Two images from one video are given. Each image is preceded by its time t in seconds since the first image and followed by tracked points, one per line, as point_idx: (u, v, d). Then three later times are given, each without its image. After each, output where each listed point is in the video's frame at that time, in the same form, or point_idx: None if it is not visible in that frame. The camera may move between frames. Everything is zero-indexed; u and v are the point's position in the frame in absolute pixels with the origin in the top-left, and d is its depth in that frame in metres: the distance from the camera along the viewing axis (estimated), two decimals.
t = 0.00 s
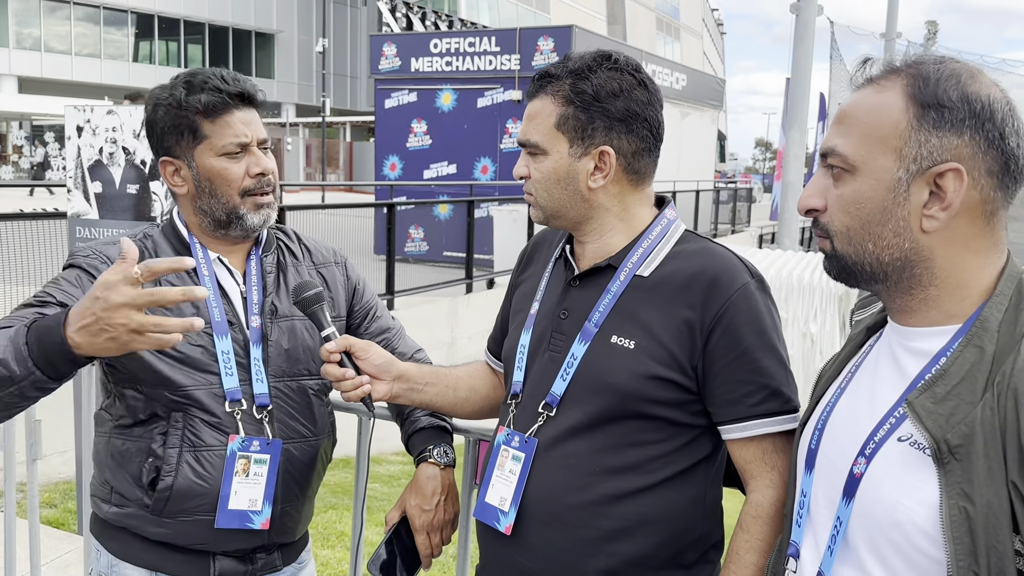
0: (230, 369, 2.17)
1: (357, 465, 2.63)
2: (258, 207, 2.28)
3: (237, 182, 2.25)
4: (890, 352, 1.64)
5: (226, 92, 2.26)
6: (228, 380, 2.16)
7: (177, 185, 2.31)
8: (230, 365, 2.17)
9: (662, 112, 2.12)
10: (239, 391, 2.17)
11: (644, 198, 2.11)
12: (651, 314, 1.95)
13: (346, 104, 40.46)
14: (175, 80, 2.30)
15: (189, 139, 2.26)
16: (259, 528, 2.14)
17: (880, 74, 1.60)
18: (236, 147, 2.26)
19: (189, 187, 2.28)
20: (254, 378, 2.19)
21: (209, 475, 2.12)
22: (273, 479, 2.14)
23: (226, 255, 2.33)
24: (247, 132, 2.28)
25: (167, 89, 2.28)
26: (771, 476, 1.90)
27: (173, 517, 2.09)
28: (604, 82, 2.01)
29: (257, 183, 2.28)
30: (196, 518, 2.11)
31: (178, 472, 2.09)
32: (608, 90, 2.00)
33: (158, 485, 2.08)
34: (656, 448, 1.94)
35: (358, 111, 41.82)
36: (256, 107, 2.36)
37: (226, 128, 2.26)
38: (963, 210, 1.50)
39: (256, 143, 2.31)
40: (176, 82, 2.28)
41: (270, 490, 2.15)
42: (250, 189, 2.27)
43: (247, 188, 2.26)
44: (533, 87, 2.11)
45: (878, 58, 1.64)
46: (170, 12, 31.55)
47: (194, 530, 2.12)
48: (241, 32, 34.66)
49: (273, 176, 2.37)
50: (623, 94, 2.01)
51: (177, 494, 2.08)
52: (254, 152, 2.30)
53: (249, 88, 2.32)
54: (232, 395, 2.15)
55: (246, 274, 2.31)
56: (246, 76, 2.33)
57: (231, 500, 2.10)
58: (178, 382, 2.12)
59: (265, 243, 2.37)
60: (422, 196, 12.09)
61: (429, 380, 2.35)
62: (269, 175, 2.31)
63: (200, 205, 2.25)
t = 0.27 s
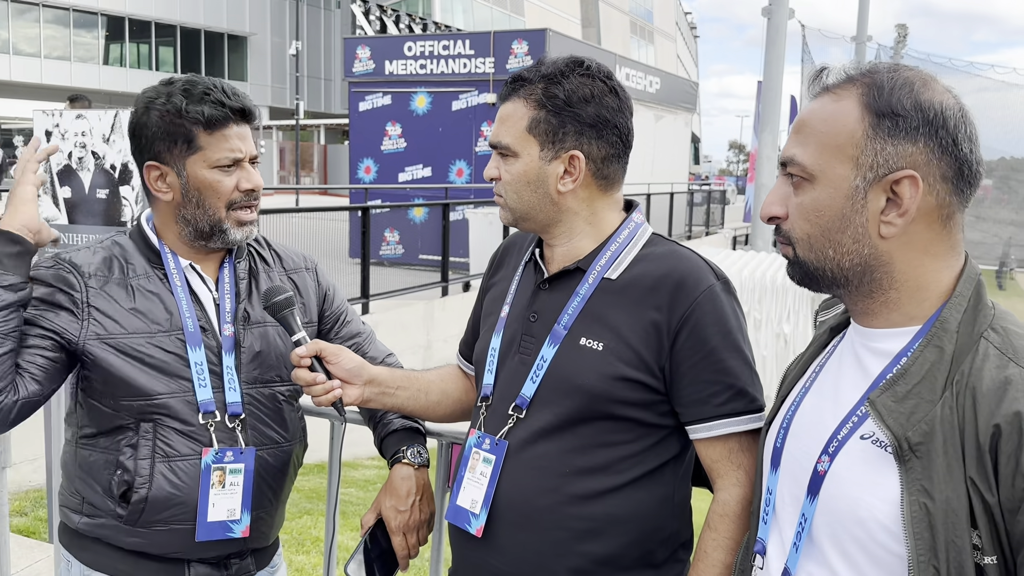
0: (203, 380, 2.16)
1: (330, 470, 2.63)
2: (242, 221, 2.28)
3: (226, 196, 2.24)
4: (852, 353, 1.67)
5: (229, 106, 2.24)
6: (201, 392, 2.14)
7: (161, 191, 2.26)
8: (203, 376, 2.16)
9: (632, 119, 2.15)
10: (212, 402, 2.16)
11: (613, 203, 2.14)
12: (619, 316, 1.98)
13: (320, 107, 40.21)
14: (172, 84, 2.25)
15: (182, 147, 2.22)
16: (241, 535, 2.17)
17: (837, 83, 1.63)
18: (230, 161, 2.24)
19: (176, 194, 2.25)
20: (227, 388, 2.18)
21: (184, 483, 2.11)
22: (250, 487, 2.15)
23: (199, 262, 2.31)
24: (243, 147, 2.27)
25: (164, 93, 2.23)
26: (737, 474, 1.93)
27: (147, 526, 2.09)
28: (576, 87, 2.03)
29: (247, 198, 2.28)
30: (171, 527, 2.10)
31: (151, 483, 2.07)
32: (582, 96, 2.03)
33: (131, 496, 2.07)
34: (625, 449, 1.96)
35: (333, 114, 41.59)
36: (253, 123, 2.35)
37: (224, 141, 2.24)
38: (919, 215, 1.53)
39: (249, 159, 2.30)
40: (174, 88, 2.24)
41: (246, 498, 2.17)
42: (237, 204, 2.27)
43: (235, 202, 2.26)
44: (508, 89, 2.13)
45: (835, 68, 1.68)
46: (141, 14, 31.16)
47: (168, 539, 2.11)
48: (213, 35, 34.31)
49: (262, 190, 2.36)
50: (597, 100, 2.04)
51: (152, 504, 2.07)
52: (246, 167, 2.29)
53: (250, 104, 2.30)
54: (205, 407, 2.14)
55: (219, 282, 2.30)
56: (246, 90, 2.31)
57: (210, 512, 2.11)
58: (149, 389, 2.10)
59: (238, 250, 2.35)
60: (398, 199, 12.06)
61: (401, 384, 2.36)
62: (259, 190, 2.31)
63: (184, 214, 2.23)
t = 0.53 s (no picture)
0: (188, 385, 2.17)
1: (314, 472, 2.64)
2: (219, 232, 2.26)
3: (204, 205, 2.23)
4: (829, 350, 1.71)
5: (219, 118, 2.23)
6: (185, 396, 2.15)
7: (146, 191, 2.29)
8: (189, 381, 2.17)
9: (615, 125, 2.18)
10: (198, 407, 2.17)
11: (594, 204, 2.17)
12: (601, 315, 2.01)
13: (303, 109, 40.04)
14: (169, 91, 2.27)
15: (169, 152, 2.23)
16: (223, 541, 2.16)
17: (811, 88, 1.67)
18: (212, 172, 2.24)
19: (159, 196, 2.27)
20: (212, 395, 2.20)
21: (169, 485, 2.12)
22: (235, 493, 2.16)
23: (184, 268, 2.31)
24: (229, 160, 2.26)
25: (159, 97, 2.25)
26: (716, 471, 1.96)
27: (130, 528, 2.10)
28: (560, 91, 2.06)
29: (225, 211, 2.26)
30: (156, 528, 2.11)
31: (137, 484, 2.09)
32: (562, 99, 2.06)
33: (116, 497, 2.08)
34: (606, 447, 1.99)
35: (316, 116, 41.43)
36: (247, 137, 2.34)
37: (210, 151, 2.24)
38: (891, 216, 1.57)
39: (235, 172, 2.30)
40: (171, 94, 2.25)
41: (230, 505, 2.17)
42: (215, 215, 2.25)
43: (212, 212, 2.24)
44: (491, 92, 2.15)
45: (809, 73, 1.71)
46: (123, 17, 30.88)
47: (153, 542, 2.12)
48: (196, 37, 34.06)
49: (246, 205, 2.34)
50: (577, 103, 2.07)
51: (137, 505, 2.08)
52: (228, 180, 2.28)
53: (243, 119, 2.29)
54: (191, 411, 2.14)
55: (205, 289, 2.31)
56: (243, 104, 2.31)
57: (192, 515, 2.11)
58: (137, 396, 2.11)
59: (224, 256, 2.37)
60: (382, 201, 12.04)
61: (384, 385, 2.38)
62: (240, 206, 2.28)
63: (164, 216, 2.24)
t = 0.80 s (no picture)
0: (181, 385, 2.17)
1: (309, 473, 2.65)
2: (201, 234, 2.25)
3: (185, 207, 2.23)
4: (824, 347, 1.73)
5: (202, 120, 2.22)
6: (178, 397, 2.15)
7: (135, 191, 2.31)
8: (181, 380, 2.17)
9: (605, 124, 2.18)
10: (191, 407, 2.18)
11: (587, 204, 2.18)
12: (594, 314, 2.02)
13: (294, 110, 39.95)
14: (160, 92, 2.28)
15: (154, 152, 2.24)
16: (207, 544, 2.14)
17: (805, 87, 1.69)
18: (194, 173, 2.23)
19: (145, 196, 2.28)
20: (206, 397, 2.20)
21: (161, 486, 2.13)
22: (223, 496, 2.14)
23: (179, 270, 2.32)
24: (211, 161, 2.26)
25: (148, 98, 2.25)
26: (710, 468, 1.98)
27: (124, 529, 2.10)
28: (548, 91, 2.07)
29: (208, 213, 2.24)
30: (149, 528, 2.12)
31: (131, 485, 2.10)
32: (551, 100, 2.07)
33: (109, 498, 2.09)
34: (601, 445, 2.00)
35: (307, 117, 41.34)
36: (234, 139, 2.33)
37: (192, 152, 2.23)
38: (886, 214, 1.58)
39: (219, 174, 2.28)
40: (159, 95, 2.25)
41: (219, 506, 2.15)
42: (198, 217, 2.24)
43: (194, 214, 2.23)
44: (480, 94, 2.16)
45: (803, 73, 1.73)
46: (113, 18, 30.78)
47: (145, 542, 2.13)
48: (186, 38, 33.91)
49: (232, 207, 2.33)
50: (567, 103, 2.08)
51: (130, 506, 2.10)
52: (211, 182, 2.27)
53: (229, 120, 2.29)
54: (183, 411, 2.14)
55: (199, 290, 2.31)
56: (231, 106, 2.31)
57: (179, 516, 2.10)
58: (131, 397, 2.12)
59: (218, 258, 2.36)
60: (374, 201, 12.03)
61: (379, 385, 2.39)
62: (222, 208, 2.27)
63: (149, 216, 2.24)
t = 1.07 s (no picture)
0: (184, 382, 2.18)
1: (309, 473, 2.65)
2: (202, 233, 2.24)
3: (186, 205, 2.23)
4: (826, 345, 1.73)
5: (203, 117, 2.22)
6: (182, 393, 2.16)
7: (137, 190, 2.31)
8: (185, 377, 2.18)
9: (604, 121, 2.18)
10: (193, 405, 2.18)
11: (587, 202, 2.18)
12: (595, 313, 2.03)
13: (291, 110, 39.92)
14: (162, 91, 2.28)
15: (155, 151, 2.24)
16: (207, 542, 2.15)
17: (807, 85, 1.69)
18: (194, 171, 2.23)
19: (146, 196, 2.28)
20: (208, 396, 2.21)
21: (163, 485, 2.14)
22: (223, 494, 2.15)
23: (182, 270, 2.32)
24: (212, 160, 2.26)
25: (150, 98, 2.26)
26: (712, 466, 1.98)
27: (125, 529, 2.11)
28: (546, 90, 2.07)
29: (208, 211, 2.24)
30: (149, 528, 2.13)
31: (132, 485, 2.11)
32: (550, 98, 2.07)
33: (111, 497, 2.10)
34: (602, 444, 2.01)
35: (303, 116, 41.30)
36: (235, 138, 2.33)
37: (193, 151, 2.24)
38: (888, 212, 1.59)
39: (219, 172, 2.28)
40: (160, 94, 2.26)
41: (219, 505, 2.17)
42: (198, 215, 2.24)
43: (194, 213, 2.23)
44: (479, 93, 2.16)
45: (804, 71, 1.73)
46: (109, 18, 30.78)
47: (145, 542, 2.13)
48: (182, 37, 33.87)
49: (233, 206, 2.32)
50: (566, 101, 2.08)
51: (131, 505, 2.11)
52: (212, 180, 2.27)
53: (230, 119, 2.29)
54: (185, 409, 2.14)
55: (201, 289, 2.31)
56: (232, 104, 2.31)
57: (180, 512, 2.12)
58: (134, 394, 2.13)
59: (219, 257, 2.36)
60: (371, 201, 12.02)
61: (380, 385, 2.39)
62: (222, 206, 2.27)
63: (150, 215, 2.24)
